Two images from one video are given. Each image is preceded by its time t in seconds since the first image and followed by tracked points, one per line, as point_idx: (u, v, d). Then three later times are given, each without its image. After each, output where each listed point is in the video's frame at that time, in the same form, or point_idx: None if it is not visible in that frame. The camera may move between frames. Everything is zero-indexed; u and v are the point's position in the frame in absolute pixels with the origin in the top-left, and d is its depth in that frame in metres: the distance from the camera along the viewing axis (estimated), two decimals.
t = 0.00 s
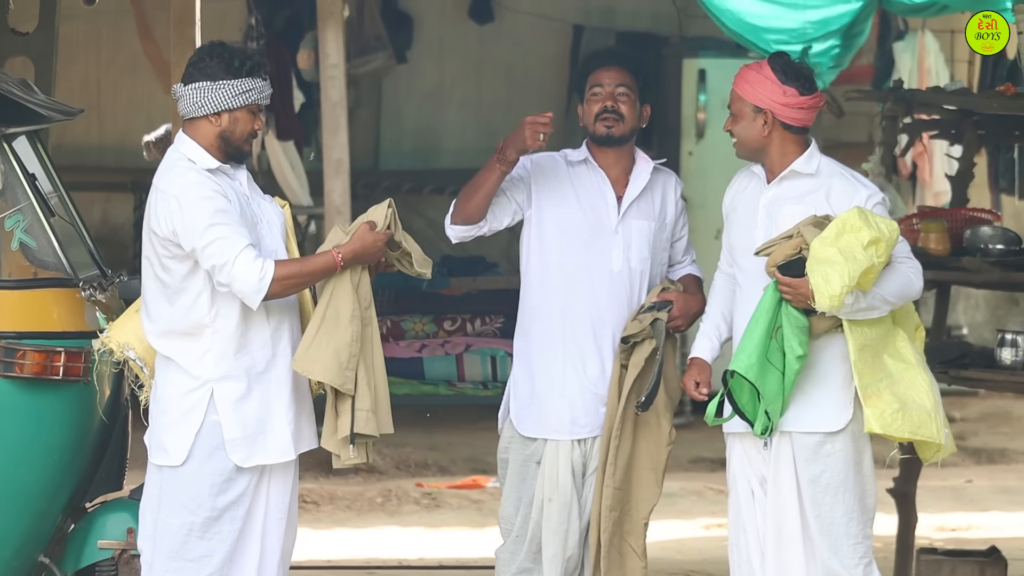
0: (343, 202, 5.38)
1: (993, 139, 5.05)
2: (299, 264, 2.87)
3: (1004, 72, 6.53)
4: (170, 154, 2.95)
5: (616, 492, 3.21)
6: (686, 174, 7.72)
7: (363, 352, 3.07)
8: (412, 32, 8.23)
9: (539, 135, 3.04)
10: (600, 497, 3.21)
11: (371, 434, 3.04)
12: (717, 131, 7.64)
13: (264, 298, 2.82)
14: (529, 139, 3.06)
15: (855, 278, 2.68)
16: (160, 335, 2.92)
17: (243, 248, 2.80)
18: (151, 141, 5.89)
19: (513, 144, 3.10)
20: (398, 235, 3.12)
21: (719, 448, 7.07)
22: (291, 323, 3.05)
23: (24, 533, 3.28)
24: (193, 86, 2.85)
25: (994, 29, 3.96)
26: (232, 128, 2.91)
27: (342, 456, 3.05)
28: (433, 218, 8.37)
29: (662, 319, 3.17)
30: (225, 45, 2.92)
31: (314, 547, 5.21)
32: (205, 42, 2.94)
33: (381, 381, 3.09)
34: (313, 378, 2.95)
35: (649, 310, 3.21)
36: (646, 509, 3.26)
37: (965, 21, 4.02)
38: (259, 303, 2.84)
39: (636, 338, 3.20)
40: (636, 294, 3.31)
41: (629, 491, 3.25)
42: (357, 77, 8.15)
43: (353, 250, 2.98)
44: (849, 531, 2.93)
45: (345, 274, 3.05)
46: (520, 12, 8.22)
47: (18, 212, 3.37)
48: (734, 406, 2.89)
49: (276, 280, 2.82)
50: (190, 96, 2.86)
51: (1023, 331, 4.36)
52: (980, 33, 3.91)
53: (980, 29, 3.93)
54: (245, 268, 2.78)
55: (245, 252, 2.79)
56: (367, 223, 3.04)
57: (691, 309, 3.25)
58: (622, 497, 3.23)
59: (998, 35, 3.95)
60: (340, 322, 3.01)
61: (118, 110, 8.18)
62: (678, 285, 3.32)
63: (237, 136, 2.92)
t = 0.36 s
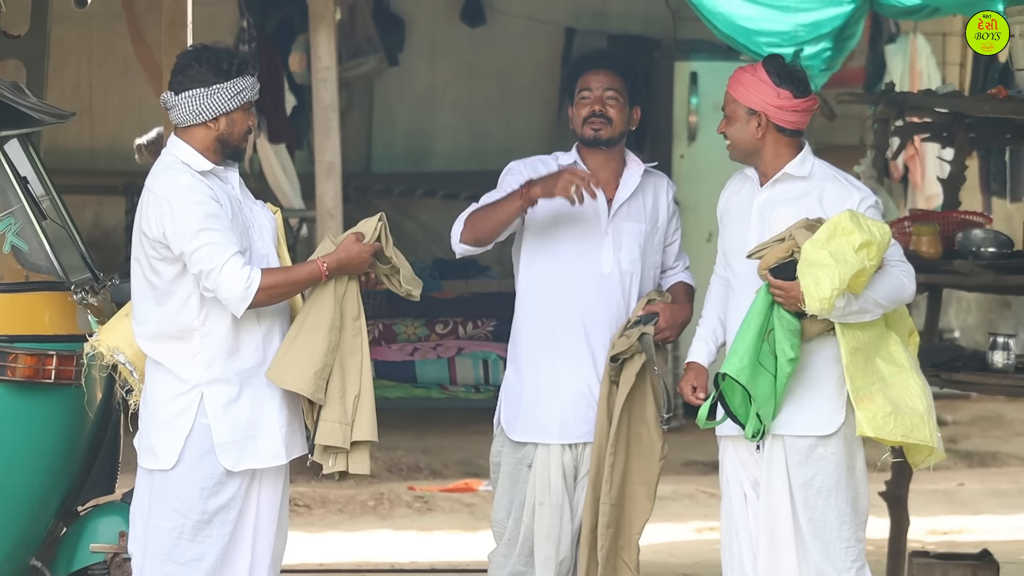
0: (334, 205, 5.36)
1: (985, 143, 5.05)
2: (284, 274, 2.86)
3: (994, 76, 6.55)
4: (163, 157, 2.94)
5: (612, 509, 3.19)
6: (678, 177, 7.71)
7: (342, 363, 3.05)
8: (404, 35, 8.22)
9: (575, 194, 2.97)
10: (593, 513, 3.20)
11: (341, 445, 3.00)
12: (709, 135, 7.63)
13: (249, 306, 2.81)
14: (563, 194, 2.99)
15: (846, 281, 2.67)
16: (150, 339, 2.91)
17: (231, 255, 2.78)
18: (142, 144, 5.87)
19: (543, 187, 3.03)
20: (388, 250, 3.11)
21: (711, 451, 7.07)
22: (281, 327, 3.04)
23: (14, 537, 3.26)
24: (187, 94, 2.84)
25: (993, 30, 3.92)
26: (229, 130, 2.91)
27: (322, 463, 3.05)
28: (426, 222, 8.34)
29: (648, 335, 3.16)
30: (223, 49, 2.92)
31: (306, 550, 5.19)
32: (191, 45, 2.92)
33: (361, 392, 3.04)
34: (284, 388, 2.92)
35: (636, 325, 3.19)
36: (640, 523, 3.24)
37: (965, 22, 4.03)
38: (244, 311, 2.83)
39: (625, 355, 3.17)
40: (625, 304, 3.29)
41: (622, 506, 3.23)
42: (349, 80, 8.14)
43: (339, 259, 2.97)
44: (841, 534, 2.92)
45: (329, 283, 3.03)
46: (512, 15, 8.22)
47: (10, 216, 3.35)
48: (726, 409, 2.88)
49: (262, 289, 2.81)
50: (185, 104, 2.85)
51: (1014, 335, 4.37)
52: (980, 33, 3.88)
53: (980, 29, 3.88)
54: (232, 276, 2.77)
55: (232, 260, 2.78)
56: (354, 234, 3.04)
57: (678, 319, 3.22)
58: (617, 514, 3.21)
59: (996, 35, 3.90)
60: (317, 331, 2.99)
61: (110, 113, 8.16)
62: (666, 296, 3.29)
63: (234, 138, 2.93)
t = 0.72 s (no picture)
0: (330, 204, 5.36)
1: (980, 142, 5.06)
2: (280, 275, 2.86)
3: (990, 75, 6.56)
4: (161, 155, 2.92)
5: (606, 507, 3.18)
6: (673, 176, 7.68)
7: (345, 362, 3.06)
8: (400, 34, 8.22)
9: (465, 443, 3.30)
10: (588, 512, 3.17)
11: (351, 446, 3.01)
12: (705, 133, 7.63)
13: (246, 308, 2.81)
14: (468, 426, 3.29)
15: (842, 281, 2.67)
16: (147, 338, 2.90)
17: (229, 256, 2.78)
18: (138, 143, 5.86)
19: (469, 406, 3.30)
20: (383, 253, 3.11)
21: (707, 450, 7.08)
22: (278, 326, 3.04)
23: (11, 536, 3.26)
24: (181, 91, 2.84)
25: (994, 29, 3.69)
26: (227, 121, 2.91)
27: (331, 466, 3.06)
28: (420, 220, 8.38)
29: (648, 334, 3.13)
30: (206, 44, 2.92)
31: (302, 549, 5.19)
32: (175, 45, 2.93)
33: (363, 391, 3.07)
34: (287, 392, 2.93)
35: (636, 324, 3.17)
36: (635, 523, 3.23)
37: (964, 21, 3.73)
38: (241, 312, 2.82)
39: (622, 354, 3.16)
40: (621, 305, 3.28)
41: (618, 506, 3.22)
42: (345, 78, 8.13)
43: (334, 259, 2.98)
44: (837, 533, 2.93)
45: (325, 283, 3.03)
46: (507, 13, 8.21)
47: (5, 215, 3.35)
48: (722, 408, 2.88)
49: (259, 291, 2.81)
50: (179, 101, 2.84)
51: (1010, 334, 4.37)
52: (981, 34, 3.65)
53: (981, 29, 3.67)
54: (230, 278, 2.76)
55: (230, 262, 2.78)
56: (347, 236, 3.04)
57: (678, 319, 3.22)
58: (613, 514, 3.20)
59: (998, 35, 3.69)
60: (318, 332, 2.99)
61: (106, 112, 8.15)
62: (665, 297, 3.28)
63: (231, 128, 2.93)
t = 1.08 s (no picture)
0: (323, 202, 5.35)
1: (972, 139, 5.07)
2: (273, 272, 2.85)
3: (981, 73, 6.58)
4: (156, 153, 2.91)
5: (597, 506, 3.17)
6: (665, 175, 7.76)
7: (338, 358, 3.05)
8: (392, 32, 8.21)
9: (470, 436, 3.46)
10: (579, 510, 3.17)
11: (343, 441, 3.00)
12: (697, 131, 7.69)
13: (240, 305, 2.80)
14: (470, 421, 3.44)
15: (837, 279, 2.67)
16: (141, 336, 2.89)
17: (224, 254, 2.77)
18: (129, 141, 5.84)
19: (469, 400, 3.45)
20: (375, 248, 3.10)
21: (699, 448, 7.09)
22: (273, 323, 3.03)
23: (4, 533, 3.25)
24: (174, 89, 2.82)
25: (994, 30, 3.79)
26: (221, 118, 2.90)
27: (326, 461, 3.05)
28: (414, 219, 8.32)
29: (633, 332, 3.13)
30: (196, 41, 2.91)
31: (294, 547, 5.18)
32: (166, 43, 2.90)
33: (356, 385, 3.06)
34: (281, 388, 2.93)
35: (621, 322, 3.17)
36: (627, 521, 3.22)
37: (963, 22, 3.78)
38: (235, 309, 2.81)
39: (609, 352, 3.15)
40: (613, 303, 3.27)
41: (610, 504, 3.21)
42: (337, 76, 8.12)
43: (324, 254, 2.97)
44: (830, 530, 2.93)
45: (317, 279, 3.04)
46: (499, 11, 8.20)
47: None
48: (716, 405, 2.89)
49: (253, 289, 2.80)
50: (172, 100, 2.83)
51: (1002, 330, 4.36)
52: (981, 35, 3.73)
53: (980, 30, 3.73)
54: (224, 276, 2.75)
55: (225, 259, 2.77)
56: (337, 230, 3.04)
57: (667, 318, 3.21)
58: (605, 513, 3.19)
59: (998, 36, 3.78)
60: (310, 327, 2.99)
61: (97, 110, 8.12)
62: (656, 295, 3.28)
63: (226, 125, 2.92)
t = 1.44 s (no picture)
0: (326, 203, 5.35)
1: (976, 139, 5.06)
2: (277, 270, 2.86)
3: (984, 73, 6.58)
4: (162, 152, 2.92)
5: (598, 505, 3.17)
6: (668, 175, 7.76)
7: (342, 357, 3.06)
8: (395, 32, 8.20)
9: (465, 432, 3.39)
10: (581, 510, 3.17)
11: (348, 439, 3.01)
12: (700, 131, 7.69)
13: (244, 304, 2.80)
14: (466, 416, 3.39)
15: (842, 278, 2.68)
16: (146, 334, 2.89)
17: (228, 253, 2.78)
18: (133, 141, 5.85)
19: (466, 397, 3.41)
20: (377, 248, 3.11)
21: (701, 448, 7.10)
22: (278, 321, 3.03)
23: (7, 533, 3.25)
24: (181, 90, 2.83)
25: (995, 29, 3.80)
26: (228, 118, 2.91)
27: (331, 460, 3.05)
28: (416, 218, 8.39)
29: (632, 329, 3.12)
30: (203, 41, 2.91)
31: (297, 547, 5.18)
32: (173, 43, 2.90)
33: (360, 385, 3.06)
34: (285, 387, 2.93)
35: (621, 320, 3.16)
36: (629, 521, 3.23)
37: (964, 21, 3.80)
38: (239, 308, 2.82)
39: (608, 348, 3.14)
40: (613, 300, 3.26)
41: (612, 505, 3.22)
42: (340, 76, 8.12)
43: (325, 253, 2.97)
44: (834, 530, 2.93)
45: (319, 279, 3.03)
46: (502, 11, 8.20)
47: None
48: (721, 406, 2.89)
49: (257, 288, 2.81)
50: (179, 100, 2.83)
51: (1005, 330, 4.35)
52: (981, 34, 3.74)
53: (981, 30, 3.75)
54: (228, 275, 2.76)
55: (229, 258, 2.77)
56: (339, 228, 3.04)
57: (666, 316, 3.22)
58: (607, 513, 3.20)
59: (999, 35, 3.80)
60: (314, 327, 2.99)
61: (100, 110, 8.13)
62: (657, 294, 3.28)
63: (232, 125, 2.93)
